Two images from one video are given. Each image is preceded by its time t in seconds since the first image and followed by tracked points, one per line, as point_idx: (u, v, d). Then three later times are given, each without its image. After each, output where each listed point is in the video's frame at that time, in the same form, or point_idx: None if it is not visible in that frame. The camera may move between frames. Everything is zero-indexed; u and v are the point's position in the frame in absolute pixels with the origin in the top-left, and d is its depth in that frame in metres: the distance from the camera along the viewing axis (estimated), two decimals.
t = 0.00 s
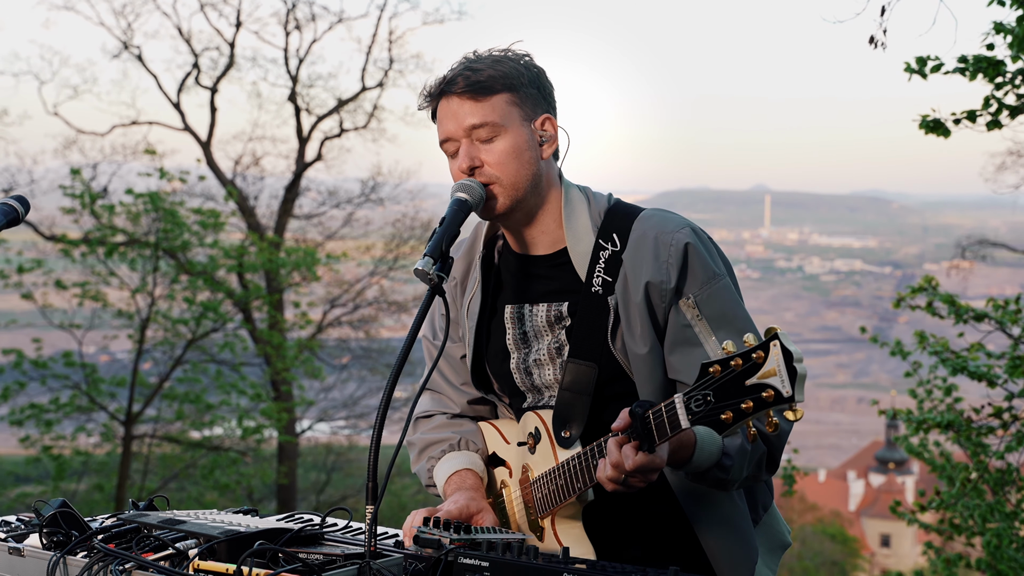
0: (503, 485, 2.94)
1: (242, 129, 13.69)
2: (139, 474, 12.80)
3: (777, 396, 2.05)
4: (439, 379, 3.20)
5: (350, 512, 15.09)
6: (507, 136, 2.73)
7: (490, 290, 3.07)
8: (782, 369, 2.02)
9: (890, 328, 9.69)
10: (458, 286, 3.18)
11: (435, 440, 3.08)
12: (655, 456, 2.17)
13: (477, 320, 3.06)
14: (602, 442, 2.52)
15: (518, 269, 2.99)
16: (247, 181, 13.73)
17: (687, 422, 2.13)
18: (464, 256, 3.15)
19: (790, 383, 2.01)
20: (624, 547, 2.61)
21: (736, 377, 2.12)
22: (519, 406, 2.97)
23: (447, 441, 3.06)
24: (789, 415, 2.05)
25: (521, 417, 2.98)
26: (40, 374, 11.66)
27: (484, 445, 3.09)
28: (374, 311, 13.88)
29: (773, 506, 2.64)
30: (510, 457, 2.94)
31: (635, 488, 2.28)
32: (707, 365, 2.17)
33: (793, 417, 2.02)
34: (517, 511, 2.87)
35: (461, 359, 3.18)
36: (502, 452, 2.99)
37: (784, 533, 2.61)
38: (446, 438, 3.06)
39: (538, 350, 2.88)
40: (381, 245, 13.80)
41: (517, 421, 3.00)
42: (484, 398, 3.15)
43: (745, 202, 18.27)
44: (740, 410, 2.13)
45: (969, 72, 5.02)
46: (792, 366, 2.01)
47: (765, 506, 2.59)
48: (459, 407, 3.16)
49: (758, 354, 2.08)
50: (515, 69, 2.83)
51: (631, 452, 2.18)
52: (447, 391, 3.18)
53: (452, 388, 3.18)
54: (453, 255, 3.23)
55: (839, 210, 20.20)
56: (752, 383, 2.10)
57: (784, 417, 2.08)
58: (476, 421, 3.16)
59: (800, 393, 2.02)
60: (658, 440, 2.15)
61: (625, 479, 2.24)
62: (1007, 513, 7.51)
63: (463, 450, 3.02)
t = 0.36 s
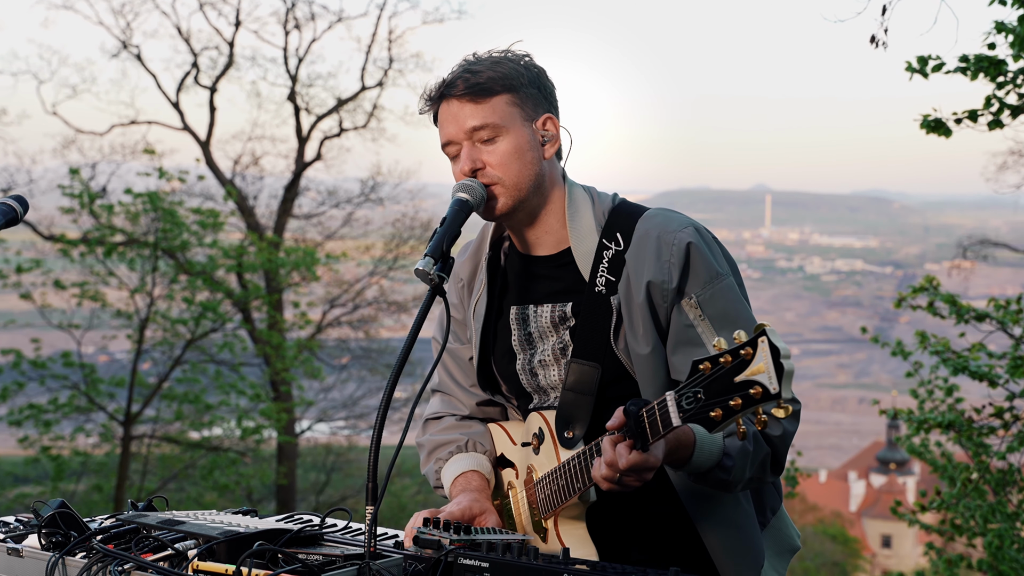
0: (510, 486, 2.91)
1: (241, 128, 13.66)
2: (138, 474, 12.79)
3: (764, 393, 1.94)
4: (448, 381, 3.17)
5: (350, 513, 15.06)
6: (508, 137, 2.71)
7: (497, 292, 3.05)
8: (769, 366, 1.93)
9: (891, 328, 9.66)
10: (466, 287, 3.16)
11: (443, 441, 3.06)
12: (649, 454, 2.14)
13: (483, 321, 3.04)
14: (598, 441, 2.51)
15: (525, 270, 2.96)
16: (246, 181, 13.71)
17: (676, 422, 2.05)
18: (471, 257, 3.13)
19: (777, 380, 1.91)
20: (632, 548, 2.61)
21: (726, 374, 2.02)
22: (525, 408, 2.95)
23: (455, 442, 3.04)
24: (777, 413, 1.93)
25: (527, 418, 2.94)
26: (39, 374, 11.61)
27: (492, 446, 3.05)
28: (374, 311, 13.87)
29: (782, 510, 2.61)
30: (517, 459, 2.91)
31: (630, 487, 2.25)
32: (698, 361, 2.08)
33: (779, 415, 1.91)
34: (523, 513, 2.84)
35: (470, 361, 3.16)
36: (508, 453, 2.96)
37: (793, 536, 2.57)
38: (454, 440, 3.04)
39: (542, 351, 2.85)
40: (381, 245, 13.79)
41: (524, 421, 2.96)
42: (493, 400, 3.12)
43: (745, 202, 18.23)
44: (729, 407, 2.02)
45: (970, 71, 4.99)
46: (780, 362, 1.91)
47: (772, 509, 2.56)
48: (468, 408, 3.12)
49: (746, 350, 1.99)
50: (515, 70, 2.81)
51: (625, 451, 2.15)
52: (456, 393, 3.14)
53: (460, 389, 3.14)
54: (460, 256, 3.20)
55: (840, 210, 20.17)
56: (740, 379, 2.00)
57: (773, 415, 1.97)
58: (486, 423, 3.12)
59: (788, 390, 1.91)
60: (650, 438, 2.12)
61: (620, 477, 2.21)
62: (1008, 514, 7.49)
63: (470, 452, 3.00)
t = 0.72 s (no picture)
0: (517, 488, 2.88)
1: (241, 128, 13.62)
2: (137, 475, 12.78)
3: (726, 393, 1.82)
4: (462, 381, 3.13)
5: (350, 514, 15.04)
6: (508, 138, 2.69)
7: (504, 294, 3.01)
8: (731, 366, 1.80)
9: (892, 328, 9.63)
10: (477, 288, 3.14)
11: (454, 443, 3.02)
12: (627, 454, 2.08)
13: (491, 322, 3.01)
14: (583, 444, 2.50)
15: (531, 271, 2.94)
16: (245, 180, 13.68)
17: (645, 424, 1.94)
18: (482, 259, 3.10)
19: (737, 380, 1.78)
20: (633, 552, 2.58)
21: (692, 374, 1.91)
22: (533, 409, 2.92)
23: (465, 444, 3.00)
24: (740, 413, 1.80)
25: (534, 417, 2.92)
26: (37, 375, 11.55)
27: (504, 447, 2.99)
28: (373, 311, 13.85)
29: (790, 518, 2.56)
30: (524, 460, 2.87)
31: (612, 487, 2.20)
32: (667, 360, 1.96)
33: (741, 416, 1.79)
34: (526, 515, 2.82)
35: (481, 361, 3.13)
36: (517, 454, 2.91)
37: (800, 545, 2.51)
38: (465, 440, 3.00)
39: (546, 352, 2.84)
40: (381, 245, 13.75)
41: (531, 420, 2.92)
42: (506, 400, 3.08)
43: (746, 202, 18.19)
44: (695, 407, 1.91)
45: (971, 71, 4.96)
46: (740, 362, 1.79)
47: (779, 517, 2.51)
48: (482, 410, 3.08)
49: (709, 350, 1.87)
50: (516, 70, 2.78)
51: (603, 451, 2.10)
52: (470, 393, 3.10)
53: (474, 390, 3.10)
54: (472, 257, 3.18)
55: (841, 210, 20.12)
56: (705, 379, 1.88)
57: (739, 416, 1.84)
58: (499, 424, 3.06)
59: (749, 390, 1.77)
60: (626, 438, 2.04)
61: (599, 478, 2.16)
62: (1009, 515, 7.46)
63: (479, 454, 2.96)
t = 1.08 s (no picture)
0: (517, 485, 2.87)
1: (240, 127, 13.60)
2: (136, 475, 12.78)
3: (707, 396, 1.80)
4: (468, 375, 3.10)
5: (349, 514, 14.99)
6: (512, 139, 2.67)
7: (508, 291, 2.98)
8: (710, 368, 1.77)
9: (893, 329, 9.59)
10: (485, 284, 3.10)
11: (457, 438, 2.99)
12: (615, 456, 2.06)
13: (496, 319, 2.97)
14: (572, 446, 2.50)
15: (534, 270, 2.91)
16: (244, 180, 13.66)
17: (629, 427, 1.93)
18: (490, 255, 3.05)
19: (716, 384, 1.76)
20: (634, 555, 2.56)
21: (674, 377, 1.90)
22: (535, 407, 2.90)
23: (469, 440, 2.98)
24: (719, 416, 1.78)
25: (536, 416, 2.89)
26: (36, 374, 11.52)
27: (507, 446, 2.98)
28: (372, 311, 13.81)
29: (791, 530, 2.52)
30: (524, 459, 2.86)
31: (601, 487, 2.18)
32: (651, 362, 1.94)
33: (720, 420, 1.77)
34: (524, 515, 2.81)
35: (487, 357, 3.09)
36: (518, 453, 2.89)
37: (800, 557, 2.47)
38: (468, 438, 2.98)
39: (545, 352, 2.82)
40: (381, 245, 13.70)
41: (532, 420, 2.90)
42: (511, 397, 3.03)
43: (747, 202, 18.17)
44: (678, 410, 1.89)
45: (972, 70, 4.94)
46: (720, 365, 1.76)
47: (779, 529, 2.48)
48: (486, 406, 3.05)
49: (692, 352, 1.85)
50: (524, 70, 2.76)
51: (590, 452, 2.08)
52: (475, 389, 3.07)
53: (479, 384, 3.07)
54: (480, 253, 3.15)
55: (842, 209, 20.09)
56: (687, 382, 1.87)
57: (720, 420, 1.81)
58: (504, 422, 3.04)
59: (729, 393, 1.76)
60: (613, 440, 2.03)
61: (588, 478, 2.14)
62: (1011, 515, 7.43)
63: (483, 451, 2.94)
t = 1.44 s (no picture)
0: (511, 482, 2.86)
1: (239, 127, 13.58)
2: (135, 476, 12.80)
3: (714, 404, 1.80)
4: (464, 366, 3.08)
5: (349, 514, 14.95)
6: (519, 141, 2.64)
7: (510, 285, 2.95)
8: (719, 378, 1.78)
9: (894, 329, 9.54)
10: (485, 277, 3.07)
11: (452, 431, 2.99)
12: (618, 459, 2.06)
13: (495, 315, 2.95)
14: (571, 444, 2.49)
15: (536, 266, 2.88)
16: (244, 179, 13.64)
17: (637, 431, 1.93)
18: (491, 247, 3.03)
19: (726, 392, 1.78)
20: (631, 556, 2.54)
21: (680, 384, 1.88)
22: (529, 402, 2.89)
23: (464, 434, 2.96)
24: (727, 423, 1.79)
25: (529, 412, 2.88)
26: (35, 374, 11.49)
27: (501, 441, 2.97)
28: (372, 311, 13.78)
29: (784, 535, 2.49)
30: (518, 456, 2.85)
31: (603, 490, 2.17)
32: (655, 369, 1.93)
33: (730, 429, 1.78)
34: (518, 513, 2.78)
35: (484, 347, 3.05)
36: (513, 450, 2.87)
37: (793, 564, 2.44)
38: (464, 431, 2.96)
39: (543, 349, 2.79)
40: (380, 245, 13.66)
41: (526, 417, 2.90)
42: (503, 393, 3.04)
43: (748, 202, 18.14)
44: (684, 417, 1.88)
45: (973, 70, 4.91)
46: (730, 374, 1.78)
47: (772, 533, 2.44)
48: (481, 399, 3.04)
49: (699, 360, 1.84)
50: (541, 72, 2.70)
51: (594, 456, 2.08)
52: (470, 379, 3.06)
53: (474, 376, 3.06)
54: (482, 245, 3.11)
55: (843, 209, 20.08)
56: (694, 390, 1.86)
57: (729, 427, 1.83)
58: (497, 417, 3.04)
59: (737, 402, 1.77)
60: (617, 444, 2.03)
61: (590, 481, 2.13)
62: (1013, 515, 7.39)
63: (477, 446, 2.92)
